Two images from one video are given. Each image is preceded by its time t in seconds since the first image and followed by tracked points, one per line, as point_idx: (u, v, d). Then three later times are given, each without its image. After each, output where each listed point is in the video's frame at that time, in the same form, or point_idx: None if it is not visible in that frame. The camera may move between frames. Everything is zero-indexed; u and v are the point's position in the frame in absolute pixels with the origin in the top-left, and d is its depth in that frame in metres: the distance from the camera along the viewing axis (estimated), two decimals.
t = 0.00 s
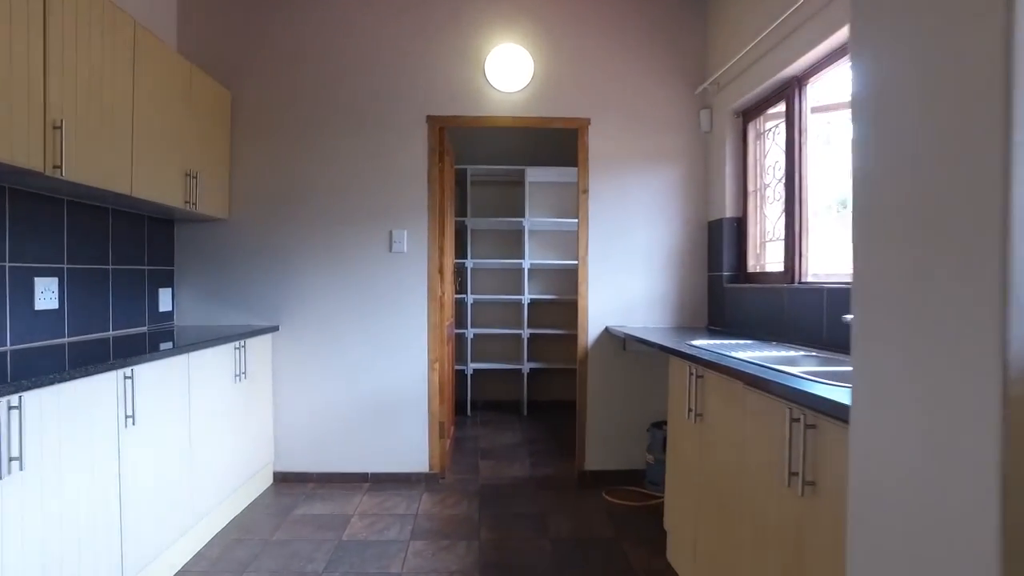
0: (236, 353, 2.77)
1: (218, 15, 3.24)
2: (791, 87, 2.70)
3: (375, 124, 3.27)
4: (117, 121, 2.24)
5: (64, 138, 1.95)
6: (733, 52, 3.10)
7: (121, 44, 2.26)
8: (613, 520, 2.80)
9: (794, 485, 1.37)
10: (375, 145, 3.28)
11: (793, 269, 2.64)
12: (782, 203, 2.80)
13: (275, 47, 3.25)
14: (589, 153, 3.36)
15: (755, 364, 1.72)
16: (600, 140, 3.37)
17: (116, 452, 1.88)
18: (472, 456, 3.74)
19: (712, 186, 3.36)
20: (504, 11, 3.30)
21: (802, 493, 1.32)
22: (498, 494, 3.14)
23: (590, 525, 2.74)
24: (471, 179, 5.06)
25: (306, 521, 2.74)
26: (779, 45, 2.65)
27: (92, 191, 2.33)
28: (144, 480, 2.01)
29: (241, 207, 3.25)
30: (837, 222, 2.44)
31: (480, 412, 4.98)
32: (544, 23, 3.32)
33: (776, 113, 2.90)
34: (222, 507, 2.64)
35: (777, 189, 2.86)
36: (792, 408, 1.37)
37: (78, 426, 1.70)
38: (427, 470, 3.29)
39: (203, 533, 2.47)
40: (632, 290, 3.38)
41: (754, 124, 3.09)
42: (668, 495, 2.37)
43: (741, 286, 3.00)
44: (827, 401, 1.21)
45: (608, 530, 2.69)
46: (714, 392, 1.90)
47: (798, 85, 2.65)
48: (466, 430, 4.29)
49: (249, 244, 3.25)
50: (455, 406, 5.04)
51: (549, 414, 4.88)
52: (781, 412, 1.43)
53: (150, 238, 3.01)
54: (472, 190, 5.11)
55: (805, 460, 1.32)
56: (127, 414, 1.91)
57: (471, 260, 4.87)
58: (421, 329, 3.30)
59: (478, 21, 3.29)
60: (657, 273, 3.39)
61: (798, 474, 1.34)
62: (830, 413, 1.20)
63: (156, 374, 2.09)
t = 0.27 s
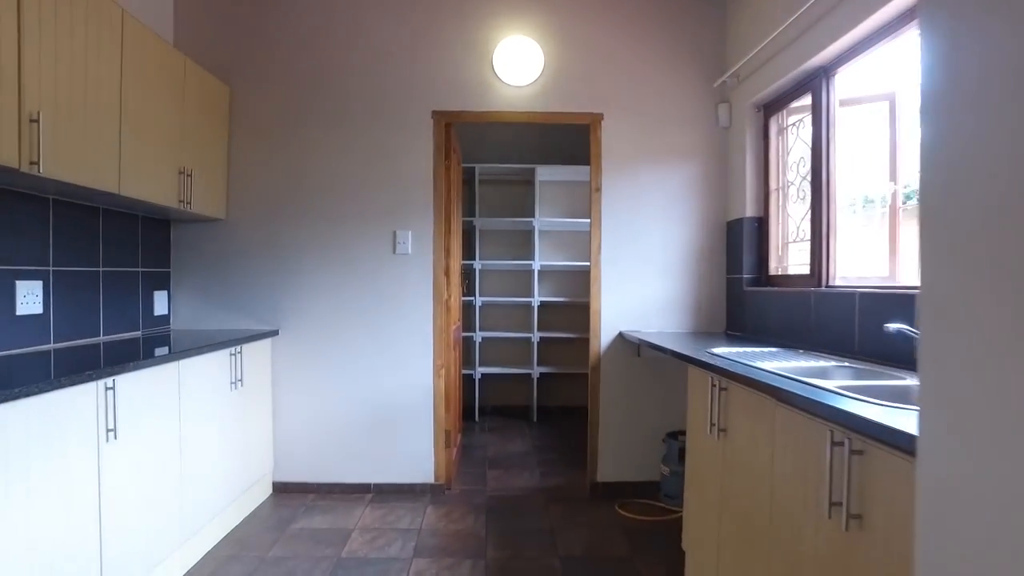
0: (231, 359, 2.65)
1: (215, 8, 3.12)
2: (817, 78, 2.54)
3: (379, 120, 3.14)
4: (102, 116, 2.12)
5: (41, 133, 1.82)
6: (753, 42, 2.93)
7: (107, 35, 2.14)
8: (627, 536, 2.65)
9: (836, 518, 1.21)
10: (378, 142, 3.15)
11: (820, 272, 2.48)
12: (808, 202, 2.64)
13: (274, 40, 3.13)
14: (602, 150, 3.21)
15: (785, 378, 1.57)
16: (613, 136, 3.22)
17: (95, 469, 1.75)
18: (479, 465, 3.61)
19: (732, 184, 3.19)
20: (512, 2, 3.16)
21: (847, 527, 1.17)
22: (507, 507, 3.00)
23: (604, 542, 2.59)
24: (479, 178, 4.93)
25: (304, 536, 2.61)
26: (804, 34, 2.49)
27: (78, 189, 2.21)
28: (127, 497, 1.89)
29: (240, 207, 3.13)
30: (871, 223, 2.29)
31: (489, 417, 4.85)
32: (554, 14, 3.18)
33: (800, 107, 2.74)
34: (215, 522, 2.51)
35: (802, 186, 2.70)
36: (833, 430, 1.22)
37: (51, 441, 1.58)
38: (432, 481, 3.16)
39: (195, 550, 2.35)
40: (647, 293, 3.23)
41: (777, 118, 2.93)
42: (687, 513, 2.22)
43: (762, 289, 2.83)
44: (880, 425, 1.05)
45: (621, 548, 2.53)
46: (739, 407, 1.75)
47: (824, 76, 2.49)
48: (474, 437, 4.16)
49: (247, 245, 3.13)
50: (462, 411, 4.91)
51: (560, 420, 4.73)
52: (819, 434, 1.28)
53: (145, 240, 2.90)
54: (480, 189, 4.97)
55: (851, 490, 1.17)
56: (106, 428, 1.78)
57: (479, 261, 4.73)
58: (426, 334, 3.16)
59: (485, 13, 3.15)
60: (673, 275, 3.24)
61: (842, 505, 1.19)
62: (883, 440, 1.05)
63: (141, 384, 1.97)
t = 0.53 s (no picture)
0: (223, 364, 2.54)
1: None
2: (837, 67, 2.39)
3: (379, 114, 3.02)
4: (82, 108, 2.00)
5: (10, 124, 1.71)
6: (768, 31, 2.80)
7: (88, 22, 2.02)
8: (638, 551, 2.52)
9: (879, 549, 1.09)
10: (376, 137, 3.02)
11: (842, 272, 2.34)
12: (829, 198, 2.50)
13: (269, 32, 3.01)
14: (611, 145, 3.08)
15: (813, 389, 1.44)
16: (622, 131, 3.09)
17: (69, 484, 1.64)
18: (483, 472, 3.48)
19: (747, 181, 3.06)
20: None
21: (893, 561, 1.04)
22: (512, 517, 2.87)
23: (613, 557, 2.46)
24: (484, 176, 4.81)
25: (298, 549, 2.50)
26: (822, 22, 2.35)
27: (58, 186, 2.10)
28: (105, 512, 1.77)
29: (234, 206, 3.01)
30: (898, 220, 2.16)
31: (494, 421, 4.73)
32: (559, 4, 3.05)
33: (820, 100, 2.61)
34: (205, 535, 2.40)
35: (822, 182, 2.57)
36: (876, 450, 1.10)
37: (19, 453, 1.46)
38: (433, 490, 3.04)
39: (181, 565, 2.23)
40: (657, 294, 3.09)
41: (795, 111, 2.79)
42: (700, 529, 2.10)
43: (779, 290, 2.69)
44: (936, 449, 0.93)
45: (632, 564, 2.40)
46: (761, 419, 1.62)
47: (845, 66, 2.35)
48: (477, 443, 4.04)
49: (242, 244, 3.02)
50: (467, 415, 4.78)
51: (567, 425, 4.60)
52: (858, 453, 1.16)
53: (135, 240, 2.79)
54: (485, 187, 4.85)
55: (898, 518, 1.05)
56: (82, 440, 1.67)
57: (484, 261, 4.60)
58: (427, 337, 3.04)
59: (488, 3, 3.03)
60: (685, 275, 3.11)
61: (887, 535, 1.06)
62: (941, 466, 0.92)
63: (120, 392, 1.85)
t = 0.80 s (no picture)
0: (207, 365, 2.40)
1: None
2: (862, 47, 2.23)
3: (373, 103, 2.88)
4: (46, 90, 1.87)
5: None
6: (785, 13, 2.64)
7: None
8: (647, 565, 2.37)
9: None
10: (371, 128, 2.88)
11: (866, 268, 2.18)
12: (852, 189, 2.34)
13: (258, 17, 2.88)
14: (618, 135, 2.93)
15: (845, 397, 1.29)
16: (629, 120, 2.93)
17: (24, 498, 1.50)
18: (484, 478, 3.33)
19: (762, 172, 2.89)
20: None
21: None
22: (514, 528, 2.72)
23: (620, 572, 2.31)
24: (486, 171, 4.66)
25: (285, 562, 2.35)
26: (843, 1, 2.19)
27: (25, 175, 1.96)
28: (67, 526, 1.64)
29: (222, 200, 2.88)
30: (927, 211, 1.99)
31: (496, 424, 4.58)
32: None
33: (840, 86, 2.44)
34: (186, 547, 2.26)
35: (844, 172, 2.40)
36: (934, 471, 0.97)
37: None
38: (431, 498, 2.89)
39: None
40: (666, 292, 2.94)
41: (813, 98, 2.63)
42: (716, 542, 1.97)
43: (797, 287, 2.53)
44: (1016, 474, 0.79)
45: None
46: (785, 429, 1.48)
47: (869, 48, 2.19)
48: (479, 447, 3.89)
49: (231, 240, 2.88)
50: (469, 418, 4.64)
51: (572, 428, 4.45)
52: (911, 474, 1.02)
53: (118, 235, 2.66)
54: (487, 182, 4.70)
55: (963, 550, 0.91)
56: (41, 449, 1.55)
57: (486, 259, 4.46)
58: (424, 337, 2.89)
59: None
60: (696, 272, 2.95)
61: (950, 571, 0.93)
62: None
63: (84, 397, 1.71)
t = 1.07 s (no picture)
0: (185, 375, 2.26)
1: None
2: (890, 31, 2.05)
3: (365, 97, 2.73)
4: None
5: None
6: None
7: None
8: None
9: None
10: (363, 123, 2.73)
11: (893, 271, 2.02)
12: (876, 187, 2.17)
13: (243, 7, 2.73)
14: (623, 130, 2.77)
15: (882, 422, 1.15)
16: (635, 114, 2.77)
17: None
18: (483, 491, 3.18)
19: (776, 170, 2.73)
20: None
21: None
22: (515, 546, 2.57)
23: None
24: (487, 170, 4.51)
25: None
26: None
27: None
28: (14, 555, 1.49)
29: (206, 199, 2.74)
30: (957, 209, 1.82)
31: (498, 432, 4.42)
32: None
33: (863, 77, 2.28)
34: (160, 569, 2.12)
35: (867, 168, 2.24)
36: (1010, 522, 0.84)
37: None
38: (426, 514, 2.74)
39: None
40: (675, 295, 2.77)
41: (833, 90, 2.46)
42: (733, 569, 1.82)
43: (816, 292, 2.37)
44: None
45: None
46: (814, 456, 1.34)
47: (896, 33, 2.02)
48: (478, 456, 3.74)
49: (215, 241, 2.74)
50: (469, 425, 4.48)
51: (576, 436, 4.29)
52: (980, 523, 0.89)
53: (94, 236, 2.53)
54: (488, 181, 4.55)
55: None
56: None
57: (487, 260, 4.31)
58: (419, 343, 2.74)
59: None
60: (706, 275, 2.79)
61: None
62: None
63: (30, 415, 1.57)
